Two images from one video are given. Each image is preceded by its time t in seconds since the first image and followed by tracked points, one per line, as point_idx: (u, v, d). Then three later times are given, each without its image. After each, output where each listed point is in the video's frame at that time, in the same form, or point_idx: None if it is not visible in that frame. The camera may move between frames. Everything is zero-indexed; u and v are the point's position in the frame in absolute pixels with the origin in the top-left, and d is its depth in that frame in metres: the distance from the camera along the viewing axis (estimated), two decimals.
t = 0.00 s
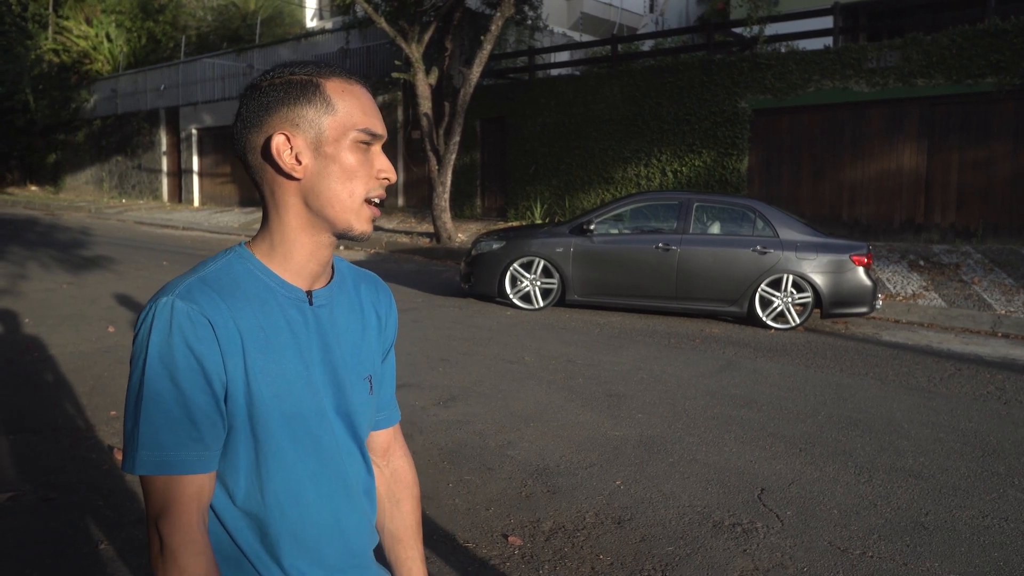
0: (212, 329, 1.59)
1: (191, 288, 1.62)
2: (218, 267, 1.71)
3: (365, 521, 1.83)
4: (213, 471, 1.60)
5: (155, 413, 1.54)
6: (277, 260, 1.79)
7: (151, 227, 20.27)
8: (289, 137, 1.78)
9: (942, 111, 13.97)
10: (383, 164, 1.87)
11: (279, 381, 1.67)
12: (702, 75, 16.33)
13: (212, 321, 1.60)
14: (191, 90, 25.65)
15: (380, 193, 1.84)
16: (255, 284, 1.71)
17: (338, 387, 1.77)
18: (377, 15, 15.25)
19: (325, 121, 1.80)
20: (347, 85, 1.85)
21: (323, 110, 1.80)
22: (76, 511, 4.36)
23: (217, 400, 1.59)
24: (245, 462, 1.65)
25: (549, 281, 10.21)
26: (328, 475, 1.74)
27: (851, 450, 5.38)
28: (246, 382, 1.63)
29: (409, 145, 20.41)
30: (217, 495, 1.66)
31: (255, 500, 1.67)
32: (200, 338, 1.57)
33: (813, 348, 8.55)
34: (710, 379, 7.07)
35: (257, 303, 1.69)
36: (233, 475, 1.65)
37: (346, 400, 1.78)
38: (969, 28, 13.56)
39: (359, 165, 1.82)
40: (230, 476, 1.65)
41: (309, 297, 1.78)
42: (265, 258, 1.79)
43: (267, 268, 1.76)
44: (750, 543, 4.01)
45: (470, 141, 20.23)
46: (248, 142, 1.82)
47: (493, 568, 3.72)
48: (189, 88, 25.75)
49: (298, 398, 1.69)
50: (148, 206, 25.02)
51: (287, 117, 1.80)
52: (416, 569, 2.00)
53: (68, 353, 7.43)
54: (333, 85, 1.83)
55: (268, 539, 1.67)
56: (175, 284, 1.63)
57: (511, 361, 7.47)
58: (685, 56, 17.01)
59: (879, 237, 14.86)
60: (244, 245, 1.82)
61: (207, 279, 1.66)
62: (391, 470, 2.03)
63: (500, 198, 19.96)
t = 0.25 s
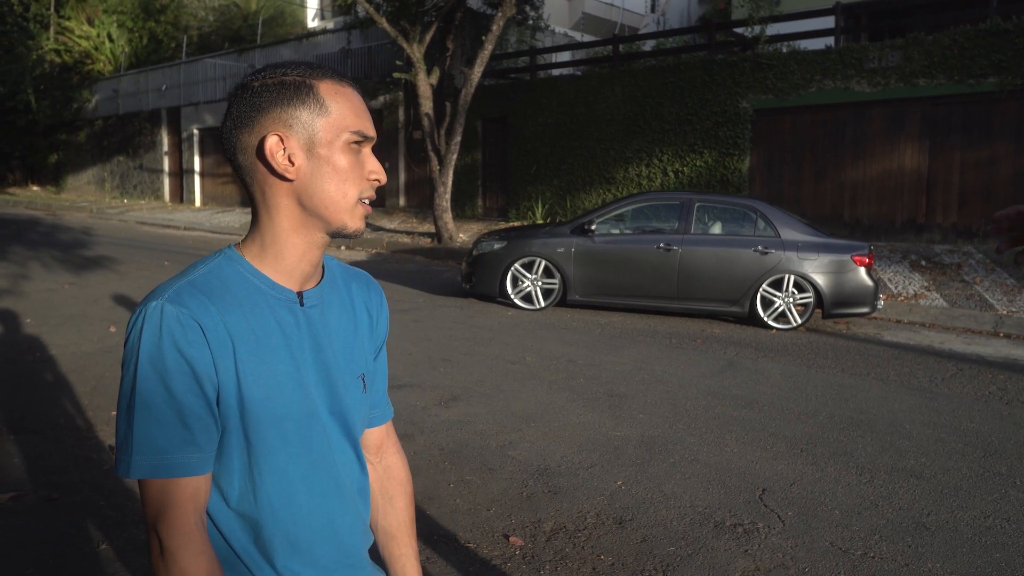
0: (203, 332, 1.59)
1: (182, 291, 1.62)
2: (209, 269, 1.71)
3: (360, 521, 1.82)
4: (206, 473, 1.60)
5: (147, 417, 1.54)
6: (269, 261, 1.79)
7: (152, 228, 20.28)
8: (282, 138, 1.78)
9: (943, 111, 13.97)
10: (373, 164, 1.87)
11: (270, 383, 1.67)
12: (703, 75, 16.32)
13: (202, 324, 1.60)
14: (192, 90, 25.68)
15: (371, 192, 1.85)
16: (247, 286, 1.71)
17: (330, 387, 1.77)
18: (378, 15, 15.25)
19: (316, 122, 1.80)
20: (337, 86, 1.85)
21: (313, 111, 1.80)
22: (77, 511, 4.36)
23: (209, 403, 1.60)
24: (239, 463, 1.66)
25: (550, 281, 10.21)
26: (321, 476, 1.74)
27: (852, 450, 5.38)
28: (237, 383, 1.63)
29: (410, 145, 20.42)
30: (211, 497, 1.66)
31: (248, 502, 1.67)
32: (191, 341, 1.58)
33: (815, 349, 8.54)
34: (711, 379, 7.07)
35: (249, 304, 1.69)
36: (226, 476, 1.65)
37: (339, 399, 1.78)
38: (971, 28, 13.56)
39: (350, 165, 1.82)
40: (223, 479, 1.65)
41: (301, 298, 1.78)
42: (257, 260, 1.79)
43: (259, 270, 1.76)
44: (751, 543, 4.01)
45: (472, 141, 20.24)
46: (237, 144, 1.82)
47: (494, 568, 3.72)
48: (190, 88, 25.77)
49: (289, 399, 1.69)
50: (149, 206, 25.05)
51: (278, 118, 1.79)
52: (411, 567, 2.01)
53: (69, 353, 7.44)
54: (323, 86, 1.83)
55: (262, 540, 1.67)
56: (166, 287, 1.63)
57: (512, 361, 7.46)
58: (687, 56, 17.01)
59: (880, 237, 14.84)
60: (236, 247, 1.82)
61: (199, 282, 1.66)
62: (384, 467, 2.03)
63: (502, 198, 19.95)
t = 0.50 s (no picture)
0: (200, 334, 1.60)
1: (179, 293, 1.63)
2: (206, 272, 1.71)
3: (357, 520, 1.82)
4: (203, 474, 1.60)
5: (144, 418, 1.55)
6: (265, 262, 1.79)
7: (154, 228, 20.29)
8: (277, 140, 1.78)
9: (946, 111, 13.95)
10: (367, 164, 1.87)
11: (266, 384, 1.67)
12: (705, 75, 16.31)
13: (199, 325, 1.60)
14: (195, 91, 25.72)
15: (366, 193, 1.85)
16: (244, 288, 1.71)
17: (327, 387, 1.77)
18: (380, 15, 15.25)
19: (310, 123, 1.80)
20: (332, 87, 1.85)
21: (308, 112, 1.80)
22: (80, 511, 4.36)
23: (206, 404, 1.60)
24: (236, 463, 1.66)
25: (552, 281, 10.20)
26: (318, 477, 1.73)
27: (854, 451, 5.39)
28: (234, 385, 1.64)
29: (412, 145, 20.42)
30: (208, 498, 1.66)
31: (245, 503, 1.67)
32: (188, 343, 1.58)
33: (817, 349, 8.53)
34: (713, 380, 7.07)
35: (245, 306, 1.69)
36: (223, 477, 1.66)
37: (336, 400, 1.78)
38: (973, 28, 13.54)
39: (344, 167, 1.82)
40: (220, 480, 1.65)
41: (297, 299, 1.78)
42: (253, 261, 1.79)
43: (256, 272, 1.76)
44: (753, 544, 4.01)
45: (473, 141, 20.25)
46: (233, 146, 1.82)
47: (496, 569, 3.72)
48: (192, 89, 25.82)
49: (286, 400, 1.69)
50: (151, 206, 25.07)
51: (272, 120, 1.79)
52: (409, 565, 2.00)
53: (71, 353, 7.44)
54: (317, 88, 1.83)
55: (259, 540, 1.67)
56: (163, 290, 1.64)
57: (514, 361, 7.46)
58: (689, 56, 17.01)
59: (882, 237, 14.83)
60: (233, 249, 1.82)
61: (196, 285, 1.67)
62: (380, 464, 2.03)
63: (503, 198, 19.95)
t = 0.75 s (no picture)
0: (202, 335, 1.60)
1: (181, 294, 1.63)
2: (209, 273, 1.71)
3: (357, 522, 1.83)
4: (202, 475, 1.60)
5: (144, 418, 1.55)
6: (267, 264, 1.79)
7: (156, 228, 20.31)
8: (281, 142, 1.78)
9: (948, 111, 13.94)
10: (371, 168, 1.87)
11: (268, 386, 1.67)
12: (707, 75, 16.30)
13: (201, 327, 1.60)
14: (196, 91, 25.75)
15: (369, 197, 1.85)
16: (246, 290, 1.72)
17: (329, 390, 1.77)
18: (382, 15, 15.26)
19: (314, 126, 1.80)
20: (336, 91, 1.85)
21: (313, 115, 1.80)
22: (82, 511, 4.37)
23: (207, 405, 1.60)
24: (236, 465, 1.66)
25: (554, 282, 10.19)
26: (319, 479, 1.74)
27: (856, 451, 5.39)
28: (236, 386, 1.64)
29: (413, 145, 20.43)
30: (208, 499, 1.66)
31: (246, 504, 1.67)
32: (190, 344, 1.58)
33: (818, 349, 8.53)
34: (715, 380, 7.07)
35: (247, 307, 1.69)
36: (223, 478, 1.66)
37: (338, 402, 1.79)
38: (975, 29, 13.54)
39: (347, 170, 1.82)
40: (220, 480, 1.66)
41: (299, 301, 1.78)
42: (256, 263, 1.79)
43: (258, 273, 1.76)
44: (755, 544, 4.01)
45: (475, 142, 20.25)
46: (238, 147, 1.83)
47: (498, 569, 3.72)
48: (194, 89, 25.85)
49: (288, 401, 1.69)
50: (153, 207, 25.09)
51: (276, 122, 1.79)
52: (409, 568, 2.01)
53: (73, 354, 7.45)
54: (322, 91, 1.83)
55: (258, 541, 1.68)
56: (166, 290, 1.64)
57: (516, 362, 7.46)
58: (691, 57, 16.99)
59: (884, 238, 14.83)
60: (235, 250, 1.82)
61: (198, 286, 1.67)
62: (383, 466, 2.03)
63: (505, 199, 19.96)
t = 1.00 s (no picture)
0: (209, 333, 1.60)
1: (189, 291, 1.63)
2: (216, 270, 1.72)
3: (360, 522, 1.83)
4: (205, 473, 1.61)
5: (150, 415, 1.55)
6: (274, 262, 1.80)
7: (157, 228, 20.31)
8: (290, 143, 1.78)
9: (949, 111, 13.93)
10: (380, 169, 1.87)
11: (275, 385, 1.67)
12: (708, 75, 16.29)
13: (208, 325, 1.60)
14: (198, 91, 25.75)
15: (377, 198, 1.85)
16: (253, 288, 1.72)
17: (336, 389, 1.77)
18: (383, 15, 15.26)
19: (323, 126, 1.80)
20: (347, 92, 1.85)
21: (322, 116, 1.80)
22: (84, 511, 4.37)
23: (212, 404, 1.60)
24: (240, 463, 1.66)
25: (555, 282, 10.19)
26: (324, 478, 1.74)
27: (858, 451, 5.39)
28: (243, 384, 1.64)
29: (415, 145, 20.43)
30: (211, 496, 1.67)
31: (250, 501, 1.67)
32: (197, 341, 1.58)
33: (820, 349, 8.53)
34: (717, 380, 7.06)
35: (254, 306, 1.69)
36: (227, 475, 1.66)
37: (345, 402, 1.79)
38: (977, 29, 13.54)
39: (356, 170, 1.83)
40: (224, 478, 1.66)
41: (307, 301, 1.78)
42: (263, 261, 1.80)
43: (265, 272, 1.76)
44: (757, 544, 4.02)
45: (476, 141, 20.25)
46: (246, 146, 1.83)
47: (499, 569, 3.72)
48: (196, 89, 25.86)
49: (294, 402, 1.70)
50: (155, 207, 25.10)
51: (286, 122, 1.80)
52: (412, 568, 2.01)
53: (75, 353, 7.45)
54: (332, 91, 1.83)
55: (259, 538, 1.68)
56: (174, 287, 1.64)
57: (518, 362, 7.46)
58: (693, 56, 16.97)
59: (885, 237, 14.82)
60: (242, 248, 1.82)
61: (205, 283, 1.67)
62: (388, 467, 2.03)
63: (506, 199, 19.96)
